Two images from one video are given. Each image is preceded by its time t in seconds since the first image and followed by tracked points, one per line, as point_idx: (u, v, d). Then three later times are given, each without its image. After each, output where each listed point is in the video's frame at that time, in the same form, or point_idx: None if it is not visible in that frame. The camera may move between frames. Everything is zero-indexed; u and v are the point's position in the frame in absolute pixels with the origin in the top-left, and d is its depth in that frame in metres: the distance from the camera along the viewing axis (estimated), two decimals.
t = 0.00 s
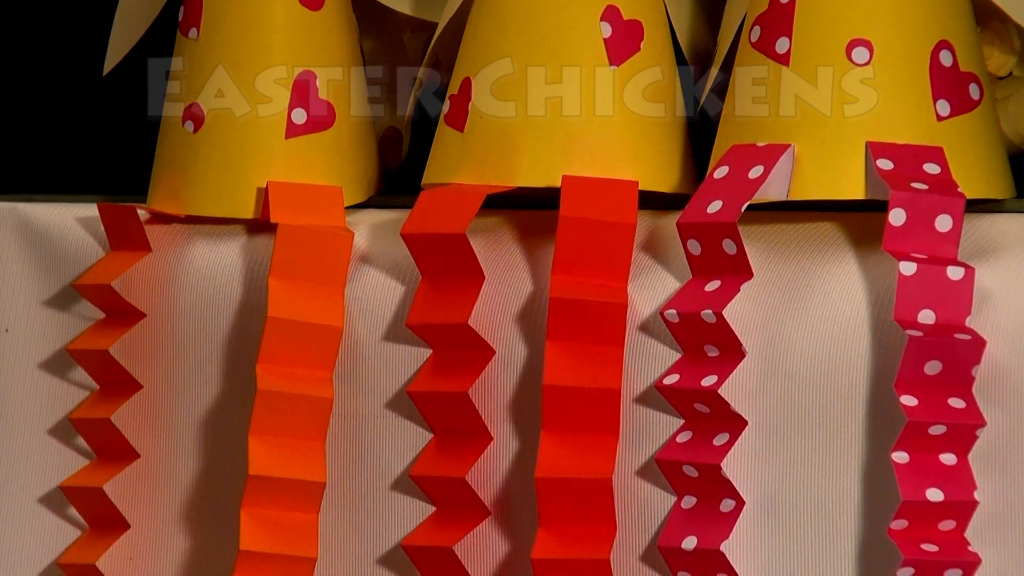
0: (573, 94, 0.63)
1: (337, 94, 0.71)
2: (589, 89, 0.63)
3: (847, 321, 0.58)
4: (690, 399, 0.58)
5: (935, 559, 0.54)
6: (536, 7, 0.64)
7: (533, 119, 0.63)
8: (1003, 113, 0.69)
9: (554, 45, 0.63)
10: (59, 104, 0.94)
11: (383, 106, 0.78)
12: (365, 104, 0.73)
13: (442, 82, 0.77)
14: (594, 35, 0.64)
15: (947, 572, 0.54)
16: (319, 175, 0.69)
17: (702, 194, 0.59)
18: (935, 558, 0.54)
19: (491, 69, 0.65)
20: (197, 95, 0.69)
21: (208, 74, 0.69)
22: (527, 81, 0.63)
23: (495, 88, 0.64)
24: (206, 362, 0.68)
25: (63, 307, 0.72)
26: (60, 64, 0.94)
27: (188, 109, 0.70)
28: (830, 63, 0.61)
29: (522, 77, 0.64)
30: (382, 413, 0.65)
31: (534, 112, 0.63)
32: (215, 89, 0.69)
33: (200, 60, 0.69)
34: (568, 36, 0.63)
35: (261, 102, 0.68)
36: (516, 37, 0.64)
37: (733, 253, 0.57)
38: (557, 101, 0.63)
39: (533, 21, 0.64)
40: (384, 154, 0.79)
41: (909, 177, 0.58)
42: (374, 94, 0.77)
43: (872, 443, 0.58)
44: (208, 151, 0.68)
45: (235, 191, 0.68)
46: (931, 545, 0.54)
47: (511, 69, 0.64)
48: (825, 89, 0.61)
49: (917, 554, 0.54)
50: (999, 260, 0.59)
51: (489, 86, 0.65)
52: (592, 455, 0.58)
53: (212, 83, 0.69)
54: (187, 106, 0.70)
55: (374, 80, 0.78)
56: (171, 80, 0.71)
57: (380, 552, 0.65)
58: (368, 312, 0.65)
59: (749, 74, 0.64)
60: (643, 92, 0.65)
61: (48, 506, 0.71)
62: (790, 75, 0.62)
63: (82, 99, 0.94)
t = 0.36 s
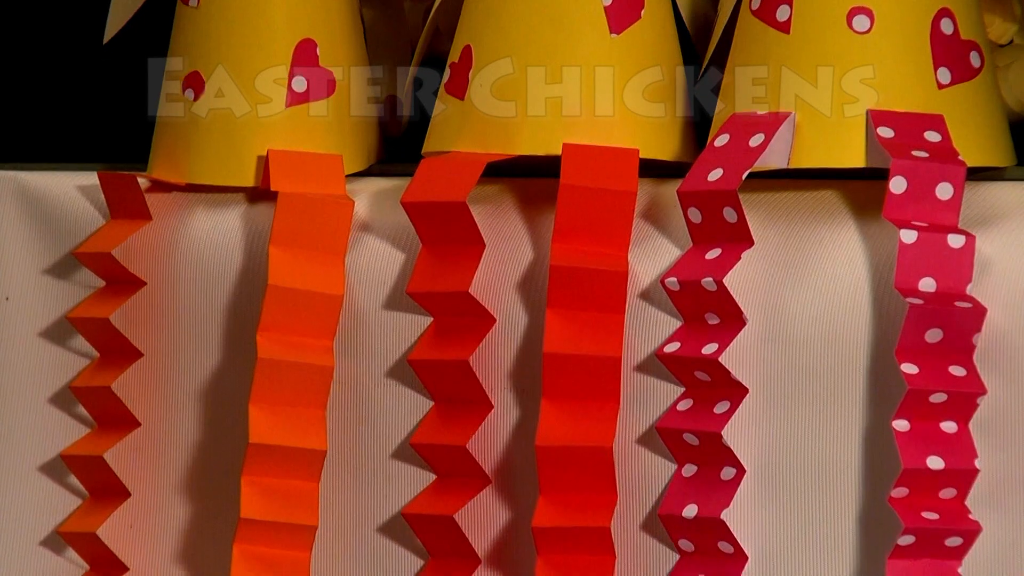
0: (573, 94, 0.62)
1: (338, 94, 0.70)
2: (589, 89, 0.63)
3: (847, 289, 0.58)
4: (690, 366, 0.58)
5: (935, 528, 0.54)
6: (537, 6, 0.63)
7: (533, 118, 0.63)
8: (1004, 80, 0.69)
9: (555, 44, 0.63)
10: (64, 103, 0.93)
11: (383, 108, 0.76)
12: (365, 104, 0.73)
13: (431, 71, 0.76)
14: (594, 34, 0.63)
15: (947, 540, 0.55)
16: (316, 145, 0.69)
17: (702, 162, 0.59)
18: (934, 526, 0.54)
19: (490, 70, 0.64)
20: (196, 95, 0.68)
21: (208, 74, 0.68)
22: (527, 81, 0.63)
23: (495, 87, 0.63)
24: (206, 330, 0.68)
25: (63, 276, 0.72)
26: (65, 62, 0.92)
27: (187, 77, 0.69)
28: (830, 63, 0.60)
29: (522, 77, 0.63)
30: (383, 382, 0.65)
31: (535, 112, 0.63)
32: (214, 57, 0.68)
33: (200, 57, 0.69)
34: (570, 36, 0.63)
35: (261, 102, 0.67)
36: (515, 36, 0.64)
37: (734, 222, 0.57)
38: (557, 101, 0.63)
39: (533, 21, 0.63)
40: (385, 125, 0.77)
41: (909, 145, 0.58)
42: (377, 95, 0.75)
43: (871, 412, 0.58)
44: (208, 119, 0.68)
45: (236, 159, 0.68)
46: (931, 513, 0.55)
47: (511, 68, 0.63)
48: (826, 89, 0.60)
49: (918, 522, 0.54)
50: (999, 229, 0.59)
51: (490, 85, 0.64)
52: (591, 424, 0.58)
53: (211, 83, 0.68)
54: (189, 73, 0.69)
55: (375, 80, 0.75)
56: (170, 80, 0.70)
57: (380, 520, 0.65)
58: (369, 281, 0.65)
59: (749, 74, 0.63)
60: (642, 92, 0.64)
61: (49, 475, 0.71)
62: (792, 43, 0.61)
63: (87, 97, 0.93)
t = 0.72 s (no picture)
0: (573, 93, 0.62)
1: (337, 95, 0.70)
2: (589, 88, 0.62)
3: (847, 256, 0.58)
4: (689, 334, 0.58)
5: (934, 495, 0.54)
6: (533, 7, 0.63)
7: (533, 119, 0.62)
8: (1003, 48, 0.68)
9: (554, 44, 0.62)
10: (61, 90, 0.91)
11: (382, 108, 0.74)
12: (366, 104, 0.72)
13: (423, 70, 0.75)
14: (594, 29, 0.63)
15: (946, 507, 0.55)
16: (314, 112, 0.68)
17: (701, 129, 0.59)
18: (933, 493, 0.54)
19: (489, 70, 0.63)
20: (196, 95, 0.68)
21: (207, 75, 0.68)
22: (527, 82, 0.62)
23: (495, 87, 0.63)
24: (205, 299, 0.68)
25: (61, 244, 0.72)
26: (70, 103, 0.91)
27: (187, 45, 0.69)
28: (829, 63, 0.60)
29: (522, 77, 0.62)
30: (382, 349, 0.65)
31: (534, 112, 0.62)
32: (212, 24, 0.68)
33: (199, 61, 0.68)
34: (569, 35, 0.62)
35: (261, 102, 0.67)
36: (514, 36, 0.63)
37: (732, 189, 0.57)
38: (557, 101, 0.62)
39: (532, 20, 0.63)
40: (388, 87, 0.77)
41: (908, 113, 0.58)
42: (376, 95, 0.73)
43: (870, 379, 0.59)
44: (206, 87, 0.68)
45: (234, 127, 0.67)
46: (930, 480, 0.55)
47: (510, 68, 0.63)
48: (825, 89, 0.59)
49: (917, 489, 0.54)
50: (998, 197, 0.59)
51: (489, 85, 0.63)
52: (589, 392, 0.58)
53: (210, 82, 0.68)
54: (186, 41, 0.69)
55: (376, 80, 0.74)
56: (170, 80, 0.69)
57: (379, 488, 0.66)
58: (367, 249, 0.65)
59: (749, 74, 0.62)
60: (642, 94, 0.64)
61: (48, 443, 0.72)
62: (791, 11, 0.61)
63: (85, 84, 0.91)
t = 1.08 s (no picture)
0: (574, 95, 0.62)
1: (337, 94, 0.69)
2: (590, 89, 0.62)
3: (843, 223, 0.59)
4: (686, 301, 0.58)
5: (931, 461, 0.55)
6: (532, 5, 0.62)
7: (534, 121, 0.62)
8: (1001, 15, 0.68)
9: (555, 44, 0.62)
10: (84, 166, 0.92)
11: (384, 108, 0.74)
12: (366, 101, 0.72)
13: (421, 69, 0.75)
14: (595, 25, 0.62)
15: (943, 473, 0.55)
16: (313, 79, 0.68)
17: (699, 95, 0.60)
18: (930, 458, 0.55)
19: (489, 69, 0.63)
20: (195, 95, 0.68)
21: (207, 74, 0.67)
22: (527, 83, 0.62)
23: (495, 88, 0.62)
24: (201, 267, 0.68)
25: (57, 211, 0.72)
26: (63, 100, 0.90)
27: (182, 12, 0.68)
28: (830, 64, 0.59)
29: (522, 78, 0.62)
30: (379, 316, 0.65)
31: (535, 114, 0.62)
32: None
33: (198, 59, 0.67)
34: (569, 33, 0.62)
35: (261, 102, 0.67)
36: (514, 35, 0.62)
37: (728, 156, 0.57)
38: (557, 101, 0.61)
39: (532, 18, 0.62)
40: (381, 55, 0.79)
41: (905, 79, 0.58)
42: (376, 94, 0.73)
43: (866, 346, 0.59)
44: (203, 55, 0.67)
45: (233, 93, 0.67)
46: (926, 447, 0.56)
47: (511, 68, 0.62)
48: (826, 89, 0.59)
49: (913, 455, 0.55)
50: (994, 164, 0.59)
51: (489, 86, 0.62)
52: (587, 359, 0.58)
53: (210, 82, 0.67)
54: (184, 8, 0.68)
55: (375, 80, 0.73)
56: (169, 79, 0.68)
57: (377, 454, 0.66)
58: (364, 215, 0.65)
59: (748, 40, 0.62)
60: (644, 93, 0.63)
61: (44, 411, 0.72)
62: None
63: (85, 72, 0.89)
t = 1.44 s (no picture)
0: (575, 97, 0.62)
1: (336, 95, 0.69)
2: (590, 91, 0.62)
3: (841, 191, 0.59)
4: (683, 266, 0.59)
5: (926, 426, 0.55)
6: None
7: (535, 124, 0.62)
8: None
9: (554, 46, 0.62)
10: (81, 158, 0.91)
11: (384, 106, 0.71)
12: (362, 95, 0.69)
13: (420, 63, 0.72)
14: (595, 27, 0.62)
15: (939, 439, 0.56)
16: (308, 44, 0.68)
17: (695, 60, 0.60)
18: (925, 424, 0.55)
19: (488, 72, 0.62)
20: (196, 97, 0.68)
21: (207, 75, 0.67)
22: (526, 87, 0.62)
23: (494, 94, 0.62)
24: (197, 234, 0.68)
25: (52, 177, 0.72)
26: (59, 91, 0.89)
27: None
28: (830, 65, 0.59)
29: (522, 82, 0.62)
30: (375, 282, 0.65)
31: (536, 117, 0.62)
32: None
33: (198, 55, 0.68)
34: (565, 14, 0.61)
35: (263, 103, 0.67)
36: (513, 37, 0.62)
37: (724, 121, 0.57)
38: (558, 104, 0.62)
39: (529, 21, 0.61)
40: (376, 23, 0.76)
41: (901, 45, 0.58)
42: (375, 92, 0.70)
43: (862, 313, 0.59)
44: (200, 19, 0.67)
45: (230, 56, 0.67)
46: (921, 412, 0.56)
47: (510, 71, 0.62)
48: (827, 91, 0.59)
49: (908, 420, 0.55)
50: (989, 131, 0.59)
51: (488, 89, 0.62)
52: (584, 323, 0.59)
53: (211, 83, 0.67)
54: None
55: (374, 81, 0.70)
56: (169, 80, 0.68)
57: (372, 419, 0.66)
58: (358, 180, 0.65)
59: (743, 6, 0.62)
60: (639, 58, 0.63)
61: (40, 376, 0.72)
62: None
63: (85, 58, 0.89)
